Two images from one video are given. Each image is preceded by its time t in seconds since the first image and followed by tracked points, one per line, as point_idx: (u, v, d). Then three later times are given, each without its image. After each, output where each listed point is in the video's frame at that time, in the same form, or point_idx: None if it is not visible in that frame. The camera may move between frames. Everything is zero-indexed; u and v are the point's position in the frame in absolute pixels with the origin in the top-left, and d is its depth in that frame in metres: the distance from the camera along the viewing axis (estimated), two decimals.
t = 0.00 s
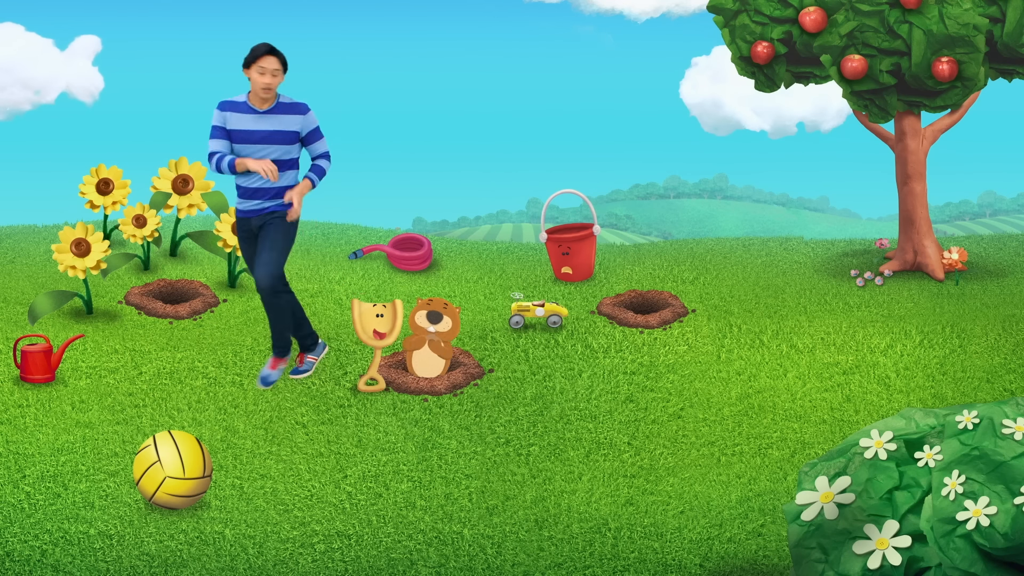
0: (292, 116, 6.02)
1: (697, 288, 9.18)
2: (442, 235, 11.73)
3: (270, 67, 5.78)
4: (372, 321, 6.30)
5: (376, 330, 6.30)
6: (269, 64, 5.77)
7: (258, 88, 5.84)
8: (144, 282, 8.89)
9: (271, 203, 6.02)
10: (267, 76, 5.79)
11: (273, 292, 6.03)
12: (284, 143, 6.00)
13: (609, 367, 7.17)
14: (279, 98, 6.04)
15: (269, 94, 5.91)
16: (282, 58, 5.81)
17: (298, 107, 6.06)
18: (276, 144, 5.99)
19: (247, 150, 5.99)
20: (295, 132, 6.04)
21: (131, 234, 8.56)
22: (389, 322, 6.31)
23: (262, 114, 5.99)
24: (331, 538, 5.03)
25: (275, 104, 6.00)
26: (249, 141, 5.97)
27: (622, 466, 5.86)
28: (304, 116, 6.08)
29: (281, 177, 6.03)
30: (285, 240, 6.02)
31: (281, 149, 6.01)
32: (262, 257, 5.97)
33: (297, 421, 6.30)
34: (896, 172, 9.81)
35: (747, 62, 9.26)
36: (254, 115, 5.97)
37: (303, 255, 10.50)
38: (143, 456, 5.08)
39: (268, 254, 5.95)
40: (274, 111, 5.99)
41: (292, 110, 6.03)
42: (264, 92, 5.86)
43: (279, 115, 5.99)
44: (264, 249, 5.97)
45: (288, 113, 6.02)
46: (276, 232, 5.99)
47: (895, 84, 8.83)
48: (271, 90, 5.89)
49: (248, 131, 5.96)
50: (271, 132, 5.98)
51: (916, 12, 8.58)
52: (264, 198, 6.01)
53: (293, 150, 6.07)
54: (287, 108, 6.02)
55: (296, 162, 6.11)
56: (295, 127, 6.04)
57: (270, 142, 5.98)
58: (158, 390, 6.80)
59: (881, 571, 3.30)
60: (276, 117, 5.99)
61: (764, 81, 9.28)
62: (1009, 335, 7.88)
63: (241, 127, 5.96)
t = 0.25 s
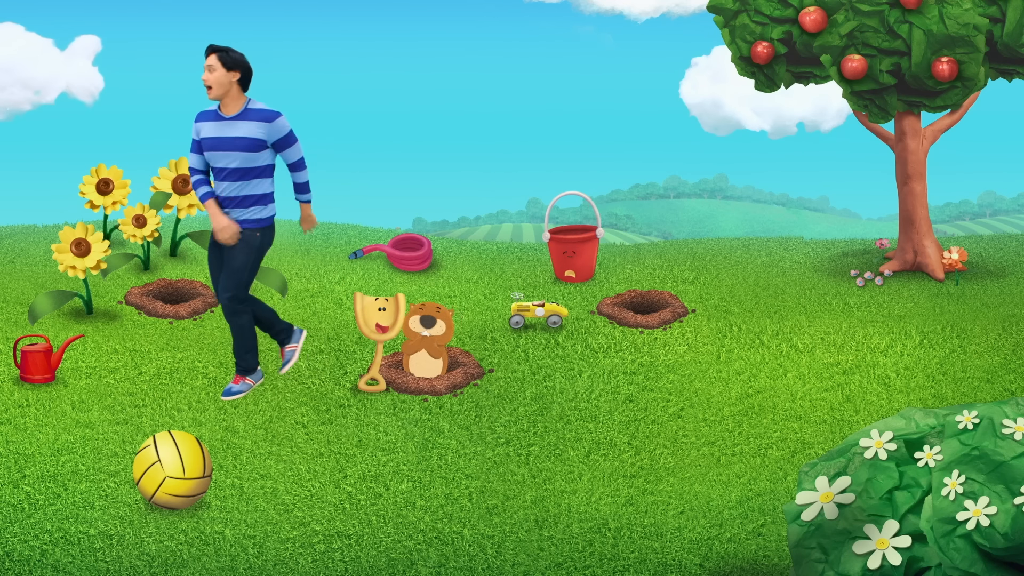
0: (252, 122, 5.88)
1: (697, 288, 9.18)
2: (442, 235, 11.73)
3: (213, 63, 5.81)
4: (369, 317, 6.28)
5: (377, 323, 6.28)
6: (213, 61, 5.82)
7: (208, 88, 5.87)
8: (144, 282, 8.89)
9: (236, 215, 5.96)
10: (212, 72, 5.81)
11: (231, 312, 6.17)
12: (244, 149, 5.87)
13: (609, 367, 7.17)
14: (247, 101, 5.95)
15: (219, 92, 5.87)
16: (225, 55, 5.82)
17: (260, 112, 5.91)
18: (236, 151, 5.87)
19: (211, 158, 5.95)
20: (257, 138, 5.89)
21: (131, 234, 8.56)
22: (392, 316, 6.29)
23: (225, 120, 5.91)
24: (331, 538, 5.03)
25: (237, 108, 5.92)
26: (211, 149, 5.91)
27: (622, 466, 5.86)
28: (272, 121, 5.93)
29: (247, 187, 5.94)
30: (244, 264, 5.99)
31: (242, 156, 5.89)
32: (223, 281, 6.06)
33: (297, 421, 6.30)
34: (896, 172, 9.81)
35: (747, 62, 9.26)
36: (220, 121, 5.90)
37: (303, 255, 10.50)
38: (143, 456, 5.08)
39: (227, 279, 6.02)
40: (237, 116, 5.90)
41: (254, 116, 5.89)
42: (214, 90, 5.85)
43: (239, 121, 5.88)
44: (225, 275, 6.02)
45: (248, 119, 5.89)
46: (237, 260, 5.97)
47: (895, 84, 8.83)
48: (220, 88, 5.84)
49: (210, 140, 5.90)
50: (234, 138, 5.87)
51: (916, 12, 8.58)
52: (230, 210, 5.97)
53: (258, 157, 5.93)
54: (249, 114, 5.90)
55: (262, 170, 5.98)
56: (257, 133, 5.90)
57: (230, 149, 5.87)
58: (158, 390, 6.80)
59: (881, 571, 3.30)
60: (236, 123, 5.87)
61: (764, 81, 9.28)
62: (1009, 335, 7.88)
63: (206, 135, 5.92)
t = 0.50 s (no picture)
0: (230, 118, 5.83)
1: (697, 288, 9.18)
2: (442, 235, 11.73)
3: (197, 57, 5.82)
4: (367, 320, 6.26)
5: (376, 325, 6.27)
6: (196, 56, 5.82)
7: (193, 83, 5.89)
8: (144, 282, 8.89)
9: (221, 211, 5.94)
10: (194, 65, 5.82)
11: (236, 306, 6.20)
12: (221, 145, 5.85)
13: (609, 367, 7.17)
14: (230, 99, 5.92)
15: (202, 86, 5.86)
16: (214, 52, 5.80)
17: (239, 109, 5.85)
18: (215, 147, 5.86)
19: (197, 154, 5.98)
20: (233, 134, 5.84)
21: (131, 234, 8.56)
22: (392, 318, 6.28)
23: (208, 117, 5.92)
24: (331, 538, 5.03)
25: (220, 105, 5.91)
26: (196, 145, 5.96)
27: (622, 466, 5.86)
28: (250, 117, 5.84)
29: (226, 183, 5.90)
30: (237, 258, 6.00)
31: (220, 152, 5.86)
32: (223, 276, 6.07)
33: (297, 421, 6.29)
34: (896, 172, 9.81)
35: (747, 62, 9.26)
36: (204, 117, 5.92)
37: (303, 256, 10.50)
38: (143, 456, 5.08)
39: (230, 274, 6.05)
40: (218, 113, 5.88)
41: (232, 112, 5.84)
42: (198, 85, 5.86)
43: (219, 117, 5.86)
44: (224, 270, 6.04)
45: (227, 115, 5.85)
46: (230, 254, 5.98)
47: (895, 85, 8.83)
48: (202, 82, 5.83)
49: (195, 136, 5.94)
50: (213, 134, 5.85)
51: (916, 12, 8.58)
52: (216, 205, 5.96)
53: (236, 153, 5.88)
54: (229, 110, 5.86)
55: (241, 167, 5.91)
56: (234, 130, 5.83)
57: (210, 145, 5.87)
58: (158, 390, 6.80)
59: (881, 571, 3.30)
60: (215, 119, 5.87)
61: (764, 81, 9.28)
62: (1009, 335, 7.88)
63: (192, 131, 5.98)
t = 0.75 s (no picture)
0: (221, 118, 5.83)
1: (697, 288, 9.18)
2: (442, 235, 11.72)
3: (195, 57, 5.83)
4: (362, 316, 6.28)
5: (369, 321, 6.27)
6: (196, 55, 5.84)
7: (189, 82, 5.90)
8: (144, 282, 8.89)
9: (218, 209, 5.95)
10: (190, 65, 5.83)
11: (235, 305, 6.20)
12: (214, 145, 5.85)
13: (609, 367, 7.17)
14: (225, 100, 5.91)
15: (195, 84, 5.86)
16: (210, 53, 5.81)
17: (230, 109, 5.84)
18: (208, 147, 5.87)
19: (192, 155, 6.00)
20: (225, 134, 5.84)
21: (131, 234, 8.56)
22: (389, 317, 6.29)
23: (200, 117, 5.93)
24: (331, 538, 5.03)
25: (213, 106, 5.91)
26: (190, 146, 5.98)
27: (622, 466, 5.86)
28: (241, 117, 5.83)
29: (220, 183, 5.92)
30: (233, 255, 5.98)
31: (213, 152, 5.87)
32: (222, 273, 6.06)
33: (297, 421, 6.29)
34: (896, 172, 9.81)
35: (747, 62, 9.26)
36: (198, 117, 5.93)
37: (303, 255, 10.50)
38: (143, 456, 5.07)
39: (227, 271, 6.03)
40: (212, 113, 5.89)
41: (224, 113, 5.84)
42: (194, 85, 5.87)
43: (211, 117, 5.86)
44: (221, 267, 6.03)
45: (219, 115, 5.85)
46: (227, 252, 5.96)
47: (895, 84, 8.83)
48: (196, 80, 5.84)
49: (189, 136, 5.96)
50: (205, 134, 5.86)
51: (916, 12, 8.58)
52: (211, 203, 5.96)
53: (228, 153, 5.89)
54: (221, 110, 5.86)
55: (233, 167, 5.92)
56: (225, 130, 5.83)
57: (203, 145, 5.88)
58: (158, 390, 6.80)
59: (881, 571, 3.30)
60: (207, 120, 5.88)
61: (764, 81, 9.28)
62: (1009, 335, 7.88)
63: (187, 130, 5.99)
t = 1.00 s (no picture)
0: (216, 121, 5.81)
1: (697, 288, 9.18)
2: (442, 235, 11.72)
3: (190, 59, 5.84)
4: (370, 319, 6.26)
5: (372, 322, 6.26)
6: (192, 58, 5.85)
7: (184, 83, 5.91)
8: (144, 282, 8.89)
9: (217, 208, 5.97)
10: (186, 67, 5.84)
11: (229, 304, 6.20)
12: (209, 148, 5.85)
13: (609, 367, 7.17)
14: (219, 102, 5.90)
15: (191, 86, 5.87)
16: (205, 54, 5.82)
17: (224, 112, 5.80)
18: (204, 149, 5.86)
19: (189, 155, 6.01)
20: (220, 137, 5.82)
21: (131, 234, 8.56)
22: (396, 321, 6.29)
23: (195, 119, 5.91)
24: (331, 537, 5.03)
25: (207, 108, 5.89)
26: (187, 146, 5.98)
27: (622, 466, 5.86)
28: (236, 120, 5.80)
29: (217, 184, 5.92)
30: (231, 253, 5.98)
31: (210, 155, 5.87)
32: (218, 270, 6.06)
33: (297, 421, 6.29)
34: (896, 172, 9.81)
35: (747, 62, 9.26)
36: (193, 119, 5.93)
37: (303, 255, 10.50)
38: (143, 456, 5.08)
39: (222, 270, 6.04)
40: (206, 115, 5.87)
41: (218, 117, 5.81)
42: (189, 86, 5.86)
43: (206, 120, 5.84)
44: (219, 264, 6.03)
45: (214, 118, 5.82)
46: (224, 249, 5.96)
47: (895, 85, 8.83)
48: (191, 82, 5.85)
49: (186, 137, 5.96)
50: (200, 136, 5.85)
51: (916, 12, 8.58)
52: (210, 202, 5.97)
53: (225, 156, 5.87)
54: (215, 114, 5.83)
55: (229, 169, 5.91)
56: (220, 133, 5.82)
57: (200, 147, 5.88)
58: (158, 390, 6.80)
59: (881, 571, 3.30)
60: (202, 123, 5.85)
61: (764, 81, 9.28)
62: (1009, 335, 7.88)
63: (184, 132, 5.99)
